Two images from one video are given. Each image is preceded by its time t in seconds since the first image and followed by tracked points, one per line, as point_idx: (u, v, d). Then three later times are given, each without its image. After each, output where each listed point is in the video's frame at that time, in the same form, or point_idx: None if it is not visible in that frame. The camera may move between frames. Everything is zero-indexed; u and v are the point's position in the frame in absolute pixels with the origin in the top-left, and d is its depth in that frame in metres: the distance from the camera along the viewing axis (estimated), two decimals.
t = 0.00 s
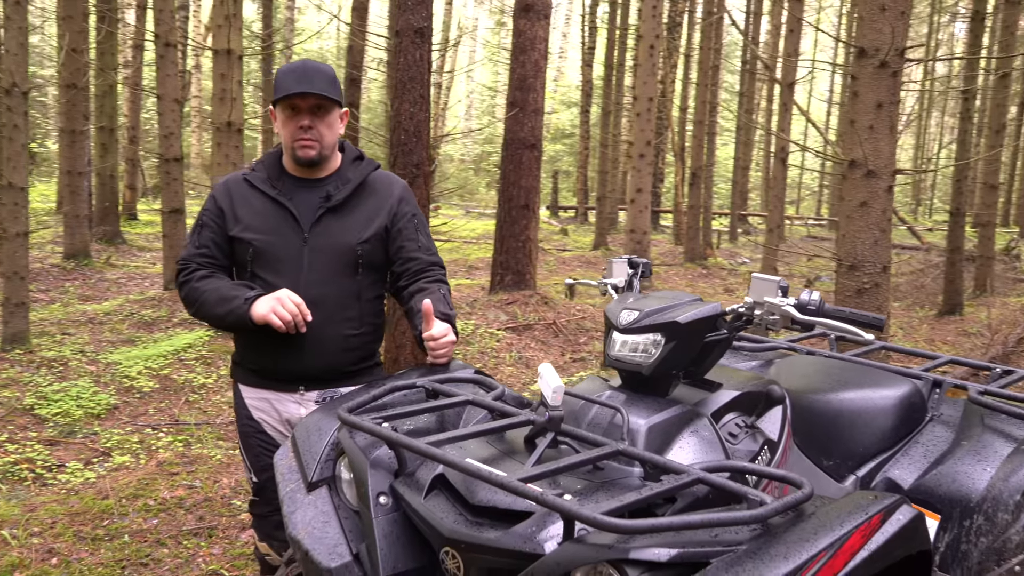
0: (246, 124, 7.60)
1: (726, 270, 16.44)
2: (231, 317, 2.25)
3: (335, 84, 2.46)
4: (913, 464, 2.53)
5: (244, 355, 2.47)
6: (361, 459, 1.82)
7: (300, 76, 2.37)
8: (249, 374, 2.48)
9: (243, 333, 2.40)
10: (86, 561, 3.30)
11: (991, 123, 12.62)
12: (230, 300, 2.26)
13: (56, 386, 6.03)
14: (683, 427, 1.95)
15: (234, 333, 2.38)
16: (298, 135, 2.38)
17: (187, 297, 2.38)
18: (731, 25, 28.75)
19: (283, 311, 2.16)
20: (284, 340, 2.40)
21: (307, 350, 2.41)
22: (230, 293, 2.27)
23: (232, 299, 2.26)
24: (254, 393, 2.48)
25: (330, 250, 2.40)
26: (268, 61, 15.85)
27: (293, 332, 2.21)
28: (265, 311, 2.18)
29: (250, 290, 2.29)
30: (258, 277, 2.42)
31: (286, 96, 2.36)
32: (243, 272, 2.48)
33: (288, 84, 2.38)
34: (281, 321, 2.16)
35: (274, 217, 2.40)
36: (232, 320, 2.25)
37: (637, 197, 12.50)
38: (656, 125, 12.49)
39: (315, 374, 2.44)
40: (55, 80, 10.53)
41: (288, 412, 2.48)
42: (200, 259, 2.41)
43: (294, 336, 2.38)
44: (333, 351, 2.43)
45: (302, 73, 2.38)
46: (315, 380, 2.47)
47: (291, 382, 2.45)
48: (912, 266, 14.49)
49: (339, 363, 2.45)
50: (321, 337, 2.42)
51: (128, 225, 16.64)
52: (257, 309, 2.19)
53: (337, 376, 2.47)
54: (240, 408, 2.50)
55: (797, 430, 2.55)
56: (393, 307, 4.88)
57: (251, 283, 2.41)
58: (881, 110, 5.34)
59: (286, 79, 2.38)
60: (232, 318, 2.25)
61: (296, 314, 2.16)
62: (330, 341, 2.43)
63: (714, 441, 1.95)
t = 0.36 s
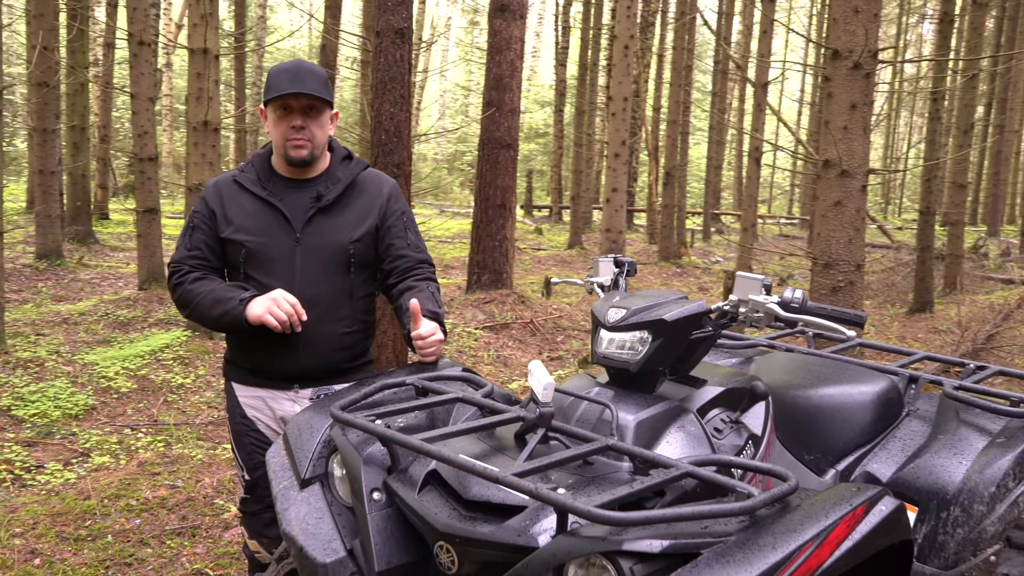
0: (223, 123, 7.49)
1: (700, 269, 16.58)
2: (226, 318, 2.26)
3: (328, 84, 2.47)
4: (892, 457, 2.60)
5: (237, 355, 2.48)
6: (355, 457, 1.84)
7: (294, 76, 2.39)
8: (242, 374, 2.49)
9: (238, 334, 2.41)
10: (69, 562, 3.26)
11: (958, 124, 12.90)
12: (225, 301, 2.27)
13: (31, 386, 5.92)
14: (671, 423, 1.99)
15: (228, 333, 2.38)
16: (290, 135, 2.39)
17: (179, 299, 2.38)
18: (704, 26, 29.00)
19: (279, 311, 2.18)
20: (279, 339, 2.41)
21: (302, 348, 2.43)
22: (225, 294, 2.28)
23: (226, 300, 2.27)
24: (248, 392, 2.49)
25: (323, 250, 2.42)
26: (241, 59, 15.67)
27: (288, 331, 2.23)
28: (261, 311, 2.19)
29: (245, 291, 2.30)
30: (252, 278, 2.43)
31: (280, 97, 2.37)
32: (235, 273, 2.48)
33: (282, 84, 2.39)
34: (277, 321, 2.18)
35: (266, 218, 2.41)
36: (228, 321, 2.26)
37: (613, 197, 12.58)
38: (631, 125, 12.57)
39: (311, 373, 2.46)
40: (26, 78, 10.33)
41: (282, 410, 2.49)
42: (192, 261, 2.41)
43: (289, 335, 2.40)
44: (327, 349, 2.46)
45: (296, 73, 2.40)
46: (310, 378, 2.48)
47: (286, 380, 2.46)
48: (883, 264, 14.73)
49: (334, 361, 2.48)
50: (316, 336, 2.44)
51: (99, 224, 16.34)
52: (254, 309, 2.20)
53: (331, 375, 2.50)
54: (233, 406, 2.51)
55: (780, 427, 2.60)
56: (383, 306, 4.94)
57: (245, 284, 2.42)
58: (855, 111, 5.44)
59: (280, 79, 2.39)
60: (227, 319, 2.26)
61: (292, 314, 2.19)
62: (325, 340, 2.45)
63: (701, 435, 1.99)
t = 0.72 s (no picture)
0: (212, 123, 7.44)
1: (686, 268, 16.67)
2: (234, 315, 2.32)
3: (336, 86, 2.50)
4: (881, 451, 2.65)
5: (249, 350, 2.55)
6: (359, 452, 1.89)
7: (305, 80, 2.41)
8: (254, 368, 2.56)
9: (247, 330, 2.47)
10: (66, 560, 3.27)
11: (939, 124, 13.08)
12: (232, 298, 2.33)
13: (21, 386, 5.88)
14: (668, 417, 2.04)
15: (238, 330, 2.45)
16: (301, 137, 2.43)
17: (190, 298, 2.45)
18: (688, 26, 29.16)
19: (287, 306, 2.20)
20: (287, 333, 2.47)
21: (309, 342, 2.48)
22: (232, 291, 2.34)
23: (233, 297, 2.33)
24: (261, 385, 2.55)
25: (326, 247, 2.47)
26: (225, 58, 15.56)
27: (295, 327, 2.25)
28: (269, 307, 2.22)
29: (252, 288, 2.35)
30: (258, 276, 2.50)
31: (290, 100, 2.40)
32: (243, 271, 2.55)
33: (293, 87, 2.41)
34: (285, 316, 2.20)
35: (271, 218, 2.47)
36: (237, 317, 2.31)
37: (599, 196, 12.63)
38: (618, 125, 12.62)
39: (318, 367, 2.52)
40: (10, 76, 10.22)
41: (294, 403, 2.54)
42: (201, 261, 2.49)
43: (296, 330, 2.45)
44: (334, 342, 2.50)
45: (307, 76, 2.42)
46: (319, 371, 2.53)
47: (296, 373, 2.52)
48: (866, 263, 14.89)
49: (342, 353, 2.52)
50: (323, 330, 2.49)
51: (83, 224, 16.18)
52: (262, 305, 2.23)
53: (340, 367, 2.54)
54: (246, 398, 2.58)
55: (772, 422, 2.66)
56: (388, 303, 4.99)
57: (253, 281, 2.48)
58: (840, 112, 5.52)
59: (291, 81, 2.41)
60: (236, 315, 2.31)
61: (299, 309, 2.20)
62: (331, 333, 2.49)
63: (697, 429, 2.04)
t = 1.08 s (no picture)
0: (197, 124, 7.41)
1: (667, 267, 16.81)
2: (262, 309, 2.39)
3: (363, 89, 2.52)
4: (864, 446, 2.73)
5: (280, 347, 2.59)
6: (361, 449, 1.93)
7: (333, 83, 2.44)
8: (284, 364, 2.59)
9: (277, 325, 2.52)
10: (60, 559, 3.28)
11: (915, 124, 13.30)
12: (260, 294, 2.40)
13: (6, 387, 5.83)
14: (661, 413, 2.09)
15: (269, 325, 2.50)
16: (329, 139, 2.47)
17: (223, 295, 2.53)
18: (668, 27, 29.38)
19: (309, 301, 2.29)
20: (313, 330, 2.51)
21: (335, 340, 2.50)
22: (262, 287, 2.41)
23: (261, 293, 2.40)
24: (289, 382, 2.59)
25: (352, 245, 2.49)
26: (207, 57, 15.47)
27: (318, 320, 2.34)
28: (292, 301, 2.30)
29: (279, 284, 2.42)
30: (286, 274, 2.53)
31: (319, 102, 2.42)
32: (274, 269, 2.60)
33: (322, 90, 2.44)
34: (307, 310, 2.29)
35: (299, 217, 2.51)
36: (265, 312, 2.38)
37: (582, 196, 12.69)
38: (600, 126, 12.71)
39: (344, 364, 2.54)
40: None
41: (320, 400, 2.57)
42: (235, 259, 2.55)
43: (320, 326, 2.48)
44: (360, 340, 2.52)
45: (336, 80, 2.44)
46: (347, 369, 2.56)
47: (325, 371, 2.55)
48: (846, 261, 15.07)
49: (367, 351, 2.54)
50: (350, 328, 2.51)
51: (62, 224, 16.00)
52: (285, 299, 2.32)
53: (366, 366, 2.56)
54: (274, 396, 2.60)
55: (761, 417, 2.73)
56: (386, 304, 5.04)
57: (281, 278, 2.52)
58: (821, 113, 5.61)
59: (320, 85, 2.44)
60: (264, 310, 2.38)
61: (321, 303, 2.30)
62: (357, 332, 2.51)
63: (688, 425, 2.10)
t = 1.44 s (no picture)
0: (191, 123, 7.42)
1: (655, 265, 16.91)
2: (300, 297, 2.43)
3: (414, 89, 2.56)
4: (855, 437, 2.78)
5: (317, 335, 2.65)
6: (368, 440, 1.98)
7: (383, 82, 2.48)
8: (321, 353, 2.66)
9: (314, 313, 2.57)
10: (61, 554, 3.33)
11: (901, 122, 13.45)
12: (298, 282, 2.45)
13: None
14: (659, 405, 2.15)
15: (305, 313, 2.55)
16: (375, 135, 2.51)
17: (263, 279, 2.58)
18: (656, 25, 29.49)
19: (343, 291, 2.35)
20: (349, 321, 2.56)
21: (368, 331, 2.56)
22: (300, 275, 2.46)
23: (300, 281, 2.45)
24: (324, 370, 2.65)
25: (388, 240, 2.55)
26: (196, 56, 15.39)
27: (350, 311, 2.40)
28: (327, 291, 2.37)
29: (318, 273, 2.47)
30: (325, 265, 2.59)
31: (368, 99, 2.46)
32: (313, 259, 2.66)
33: (371, 88, 2.48)
34: (341, 300, 2.35)
35: (341, 211, 2.56)
36: (303, 301, 2.44)
37: (571, 195, 12.75)
38: (590, 125, 12.76)
39: (375, 355, 2.59)
40: None
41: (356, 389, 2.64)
42: (278, 247, 2.59)
43: (355, 317, 2.54)
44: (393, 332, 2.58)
45: (386, 79, 2.49)
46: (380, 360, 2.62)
47: (360, 359, 2.61)
48: (834, 258, 15.20)
49: (397, 345, 2.59)
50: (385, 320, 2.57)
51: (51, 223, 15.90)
52: (321, 289, 2.38)
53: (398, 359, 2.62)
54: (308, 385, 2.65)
55: (755, 409, 2.79)
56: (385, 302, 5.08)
57: (318, 267, 2.58)
58: (810, 112, 5.68)
59: (370, 83, 2.49)
60: (301, 298, 2.43)
61: (354, 294, 2.36)
62: (390, 324, 2.57)
63: (686, 415, 2.15)
